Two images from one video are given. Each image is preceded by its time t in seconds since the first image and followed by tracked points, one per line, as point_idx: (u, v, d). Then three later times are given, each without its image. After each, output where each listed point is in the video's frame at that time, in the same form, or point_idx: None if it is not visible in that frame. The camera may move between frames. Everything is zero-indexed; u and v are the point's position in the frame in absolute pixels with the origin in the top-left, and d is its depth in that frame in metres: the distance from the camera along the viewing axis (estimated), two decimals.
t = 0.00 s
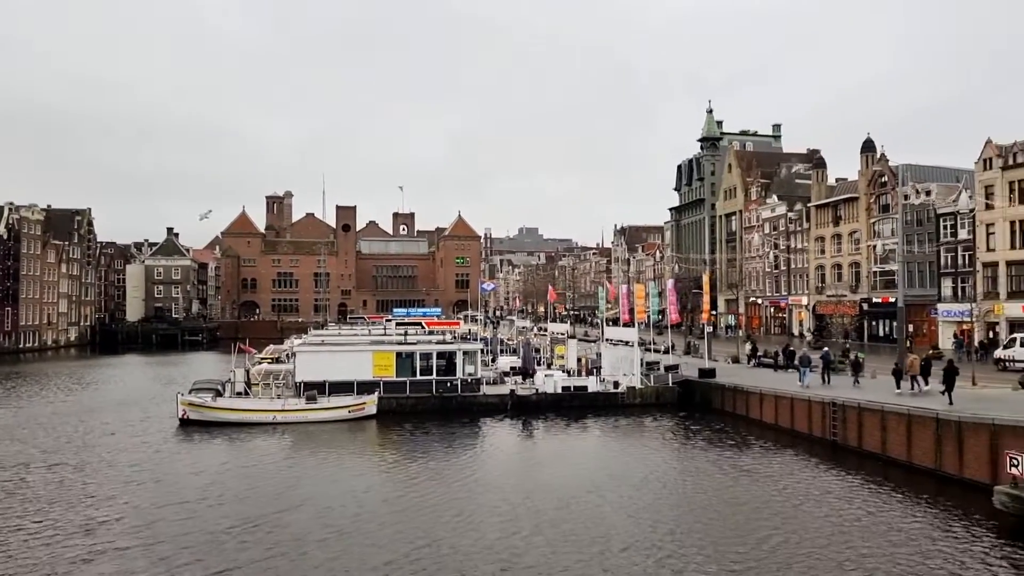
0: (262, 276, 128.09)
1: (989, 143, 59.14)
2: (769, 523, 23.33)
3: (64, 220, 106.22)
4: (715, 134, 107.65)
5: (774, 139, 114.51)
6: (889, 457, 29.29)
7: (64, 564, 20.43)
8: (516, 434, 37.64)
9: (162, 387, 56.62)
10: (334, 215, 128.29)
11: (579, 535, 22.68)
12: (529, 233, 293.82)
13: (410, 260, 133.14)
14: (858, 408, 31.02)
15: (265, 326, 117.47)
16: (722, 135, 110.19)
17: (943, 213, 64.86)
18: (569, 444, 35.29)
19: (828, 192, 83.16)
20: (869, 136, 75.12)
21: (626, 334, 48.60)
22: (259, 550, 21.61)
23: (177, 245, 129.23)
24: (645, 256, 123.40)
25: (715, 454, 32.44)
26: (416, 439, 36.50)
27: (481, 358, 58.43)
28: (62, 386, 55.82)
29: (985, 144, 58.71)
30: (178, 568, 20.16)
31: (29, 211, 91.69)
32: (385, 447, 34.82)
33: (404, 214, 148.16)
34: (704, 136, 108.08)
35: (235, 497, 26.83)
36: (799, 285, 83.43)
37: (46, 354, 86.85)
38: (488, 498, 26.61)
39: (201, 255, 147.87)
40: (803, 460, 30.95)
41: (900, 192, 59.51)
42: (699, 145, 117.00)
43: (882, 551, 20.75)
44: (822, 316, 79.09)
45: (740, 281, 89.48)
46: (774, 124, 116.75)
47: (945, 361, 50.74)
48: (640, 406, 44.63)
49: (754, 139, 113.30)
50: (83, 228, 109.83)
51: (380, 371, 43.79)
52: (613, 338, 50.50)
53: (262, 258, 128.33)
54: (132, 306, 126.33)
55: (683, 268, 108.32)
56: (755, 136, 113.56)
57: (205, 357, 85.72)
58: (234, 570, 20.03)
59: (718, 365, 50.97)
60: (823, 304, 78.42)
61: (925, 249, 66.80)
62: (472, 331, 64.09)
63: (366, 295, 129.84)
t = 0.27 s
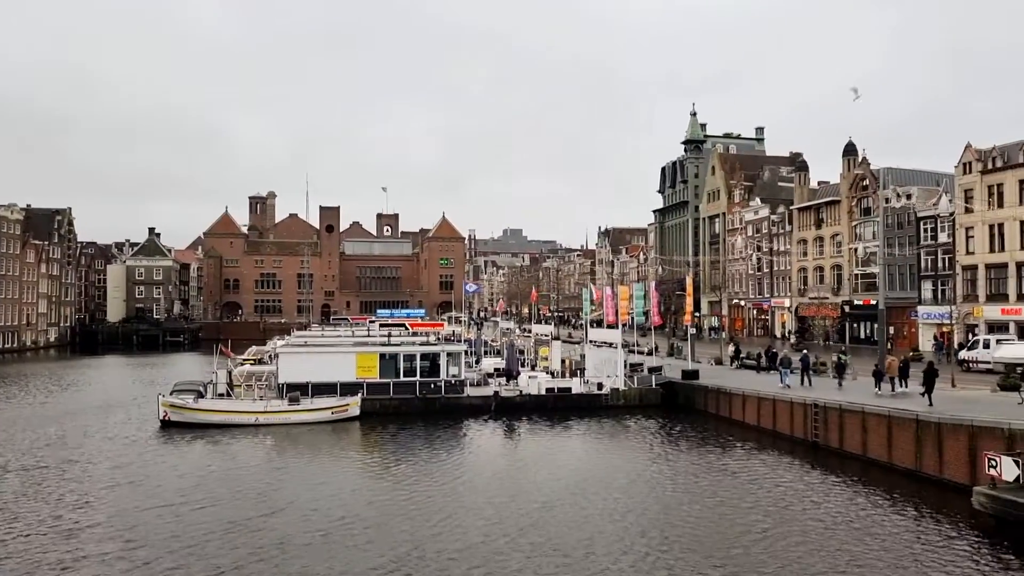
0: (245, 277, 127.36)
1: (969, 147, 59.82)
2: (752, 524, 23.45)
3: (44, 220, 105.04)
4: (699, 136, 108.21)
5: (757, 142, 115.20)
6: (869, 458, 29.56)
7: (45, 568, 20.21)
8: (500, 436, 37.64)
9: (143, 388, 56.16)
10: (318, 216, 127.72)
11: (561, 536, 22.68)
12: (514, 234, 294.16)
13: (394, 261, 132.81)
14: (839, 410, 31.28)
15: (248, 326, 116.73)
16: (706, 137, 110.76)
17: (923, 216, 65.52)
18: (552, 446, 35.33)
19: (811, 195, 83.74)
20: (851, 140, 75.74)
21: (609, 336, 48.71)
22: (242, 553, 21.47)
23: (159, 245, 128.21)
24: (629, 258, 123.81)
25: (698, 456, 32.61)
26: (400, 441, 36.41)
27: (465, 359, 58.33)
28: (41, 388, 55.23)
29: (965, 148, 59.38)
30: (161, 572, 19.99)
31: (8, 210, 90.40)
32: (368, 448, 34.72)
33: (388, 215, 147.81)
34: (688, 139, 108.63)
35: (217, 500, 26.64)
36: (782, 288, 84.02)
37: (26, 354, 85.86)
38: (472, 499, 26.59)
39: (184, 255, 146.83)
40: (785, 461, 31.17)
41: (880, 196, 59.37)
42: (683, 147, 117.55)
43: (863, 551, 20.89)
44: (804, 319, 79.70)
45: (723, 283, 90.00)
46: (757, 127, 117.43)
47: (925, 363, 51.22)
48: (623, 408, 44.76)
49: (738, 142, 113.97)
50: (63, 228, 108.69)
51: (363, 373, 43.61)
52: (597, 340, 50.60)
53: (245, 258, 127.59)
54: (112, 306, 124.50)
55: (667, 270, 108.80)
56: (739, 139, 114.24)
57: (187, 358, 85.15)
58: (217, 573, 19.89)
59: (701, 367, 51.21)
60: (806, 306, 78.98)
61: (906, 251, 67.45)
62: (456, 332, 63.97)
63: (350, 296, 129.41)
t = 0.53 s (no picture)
0: (233, 278, 126.85)
1: (955, 149, 60.23)
2: (742, 525, 23.48)
3: (30, 221, 104.18)
4: (687, 138, 108.55)
5: (746, 144, 115.64)
6: (856, 459, 29.69)
7: (34, 572, 20.05)
8: (489, 438, 37.61)
9: (130, 390, 55.78)
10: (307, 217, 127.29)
11: (551, 539, 22.62)
12: (503, 236, 294.19)
13: (384, 262, 132.54)
14: (826, 411, 31.42)
15: (236, 327, 116.22)
16: (695, 139, 111.10)
17: (910, 218, 65.93)
18: (542, 447, 35.28)
19: (799, 197, 84.12)
20: (838, 143, 76.16)
21: (598, 338, 48.77)
22: (231, 556, 21.33)
23: (147, 246, 127.45)
24: (618, 260, 124.05)
25: (688, 457, 32.68)
26: (388, 442, 36.32)
27: (454, 360, 58.24)
28: (27, 390, 54.78)
29: (952, 151, 59.79)
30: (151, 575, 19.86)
31: None
32: (357, 450, 34.62)
33: (377, 216, 147.52)
34: (677, 141, 108.95)
35: (205, 503, 26.46)
36: (770, 289, 84.38)
37: (12, 356, 85.14)
38: (462, 502, 26.51)
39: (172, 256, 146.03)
40: (774, 462, 31.28)
41: (867, 199, 59.46)
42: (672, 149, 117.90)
43: (852, 552, 20.97)
44: (792, 320, 80.06)
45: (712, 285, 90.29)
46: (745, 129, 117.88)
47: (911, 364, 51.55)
48: (612, 409, 44.82)
49: (726, 144, 114.40)
50: (49, 228, 107.88)
51: (351, 374, 43.49)
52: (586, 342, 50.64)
53: (233, 259, 127.07)
54: (99, 308, 123.37)
55: (656, 271, 109.04)
56: (727, 141, 114.68)
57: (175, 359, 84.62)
58: None
59: (689, 368, 51.35)
60: (794, 307, 79.36)
61: (893, 253, 67.85)
62: (444, 333, 63.88)
63: (338, 298, 128.98)
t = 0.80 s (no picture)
0: (221, 279, 126.32)
1: (941, 151, 60.64)
2: (732, 525, 23.50)
3: (15, 221, 103.35)
4: (676, 139, 108.89)
5: (734, 146, 116.05)
6: (844, 459, 29.81)
7: None
8: (478, 438, 37.57)
9: (117, 391, 55.38)
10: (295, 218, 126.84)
11: (542, 540, 22.57)
12: (492, 236, 294.09)
13: (373, 263, 132.19)
14: (814, 411, 31.55)
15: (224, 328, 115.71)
16: (683, 141, 111.45)
17: (897, 219, 66.33)
18: (531, 448, 35.27)
19: (787, 198, 84.49)
20: (826, 144, 76.56)
21: (587, 338, 48.82)
22: (219, 559, 21.16)
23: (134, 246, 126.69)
24: (607, 261, 124.27)
25: (678, 457, 32.74)
26: (377, 444, 36.19)
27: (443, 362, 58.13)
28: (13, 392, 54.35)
29: (938, 152, 60.19)
30: None
31: None
32: (346, 451, 34.51)
33: (366, 217, 147.22)
34: (666, 142, 109.25)
35: (193, 505, 26.28)
36: (758, 290, 84.70)
37: None
38: (452, 503, 26.45)
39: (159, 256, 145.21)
40: (763, 462, 31.34)
41: (856, 199, 59.69)
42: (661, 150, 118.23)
43: (840, 551, 21.04)
44: (781, 321, 80.39)
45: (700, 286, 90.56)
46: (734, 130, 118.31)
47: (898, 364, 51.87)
48: (601, 410, 44.86)
49: (715, 145, 114.80)
50: (35, 229, 107.07)
51: (340, 375, 43.37)
52: (575, 342, 50.64)
53: (221, 260, 126.53)
54: (86, 308, 122.27)
55: (645, 272, 109.36)
56: (716, 143, 115.06)
57: (162, 361, 84.03)
58: None
59: (677, 369, 51.45)
60: (782, 308, 79.70)
61: (880, 254, 68.23)
62: (433, 334, 63.77)
63: (327, 299, 128.56)
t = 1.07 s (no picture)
0: (198, 279, 125.28)
1: (916, 153, 61.36)
2: (711, 525, 23.57)
3: None
4: (656, 140, 109.35)
5: (713, 147, 116.73)
6: (821, 458, 30.06)
7: None
8: (458, 439, 37.51)
9: (91, 393, 54.71)
10: (274, 217, 126.02)
11: (524, 540, 22.54)
12: (473, 236, 293.91)
13: (352, 263, 131.45)
14: (792, 410, 31.79)
15: (202, 328, 114.71)
16: (663, 142, 111.93)
17: (873, 221, 67.01)
18: (510, 448, 35.26)
19: (766, 199, 85.09)
20: (804, 146, 77.22)
21: (567, 339, 48.88)
22: (194, 563, 20.88)
23: (110, 246, 125.30)
24: (587, 261, 124.57)
25: (657, 457, 32.86)
26: (356, 445, 35.96)
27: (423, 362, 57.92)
28: None
29: (913, 155, 60.93)
30: None
31: None
32: (324, 453, 34.29)
33: (346, 217, 146.59)
34: (646, 143, 109.68)
35: (169, 508, 25.93)
36: (737, 290, 85.23)
37: None
38: (432, 504, 26.34)
39: (135, 256, 143.74)
40: (741, 461, 31.53)
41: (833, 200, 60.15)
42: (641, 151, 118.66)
43: (817, 550, 21.19)
44: (759, 321, 80.96)
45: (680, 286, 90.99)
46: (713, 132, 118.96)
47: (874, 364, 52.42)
48: (581, 410, 44.94)
49: (694, 146, 115.42)
50: (8, 228, 105.56)
51: (319, 376, 43.07)
52: (555, 342, 50.66)
53: (198, 260, 125.49)
54: (59, 308, 120.64)
55: (625, 273, 109.72)
56: (695, 144, 115.67)
57: (138, 361, 83.18)
58: None
59: (657, 369, 51.58)
60: (761, 308, 80.29)
61: (856, 255, 68.87)
62: (413, 334, 63.54)
63: (306, 299, 127.81)
